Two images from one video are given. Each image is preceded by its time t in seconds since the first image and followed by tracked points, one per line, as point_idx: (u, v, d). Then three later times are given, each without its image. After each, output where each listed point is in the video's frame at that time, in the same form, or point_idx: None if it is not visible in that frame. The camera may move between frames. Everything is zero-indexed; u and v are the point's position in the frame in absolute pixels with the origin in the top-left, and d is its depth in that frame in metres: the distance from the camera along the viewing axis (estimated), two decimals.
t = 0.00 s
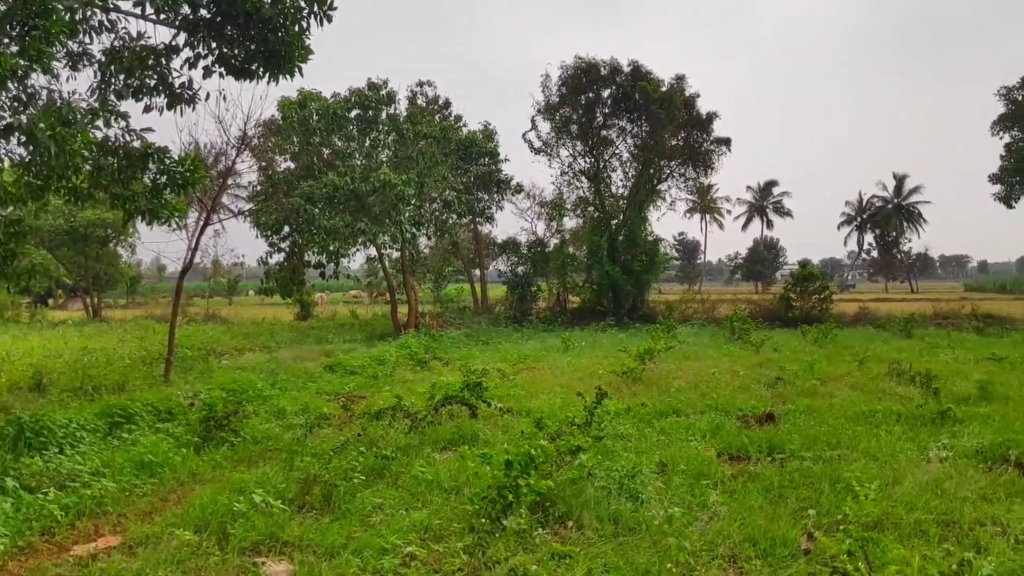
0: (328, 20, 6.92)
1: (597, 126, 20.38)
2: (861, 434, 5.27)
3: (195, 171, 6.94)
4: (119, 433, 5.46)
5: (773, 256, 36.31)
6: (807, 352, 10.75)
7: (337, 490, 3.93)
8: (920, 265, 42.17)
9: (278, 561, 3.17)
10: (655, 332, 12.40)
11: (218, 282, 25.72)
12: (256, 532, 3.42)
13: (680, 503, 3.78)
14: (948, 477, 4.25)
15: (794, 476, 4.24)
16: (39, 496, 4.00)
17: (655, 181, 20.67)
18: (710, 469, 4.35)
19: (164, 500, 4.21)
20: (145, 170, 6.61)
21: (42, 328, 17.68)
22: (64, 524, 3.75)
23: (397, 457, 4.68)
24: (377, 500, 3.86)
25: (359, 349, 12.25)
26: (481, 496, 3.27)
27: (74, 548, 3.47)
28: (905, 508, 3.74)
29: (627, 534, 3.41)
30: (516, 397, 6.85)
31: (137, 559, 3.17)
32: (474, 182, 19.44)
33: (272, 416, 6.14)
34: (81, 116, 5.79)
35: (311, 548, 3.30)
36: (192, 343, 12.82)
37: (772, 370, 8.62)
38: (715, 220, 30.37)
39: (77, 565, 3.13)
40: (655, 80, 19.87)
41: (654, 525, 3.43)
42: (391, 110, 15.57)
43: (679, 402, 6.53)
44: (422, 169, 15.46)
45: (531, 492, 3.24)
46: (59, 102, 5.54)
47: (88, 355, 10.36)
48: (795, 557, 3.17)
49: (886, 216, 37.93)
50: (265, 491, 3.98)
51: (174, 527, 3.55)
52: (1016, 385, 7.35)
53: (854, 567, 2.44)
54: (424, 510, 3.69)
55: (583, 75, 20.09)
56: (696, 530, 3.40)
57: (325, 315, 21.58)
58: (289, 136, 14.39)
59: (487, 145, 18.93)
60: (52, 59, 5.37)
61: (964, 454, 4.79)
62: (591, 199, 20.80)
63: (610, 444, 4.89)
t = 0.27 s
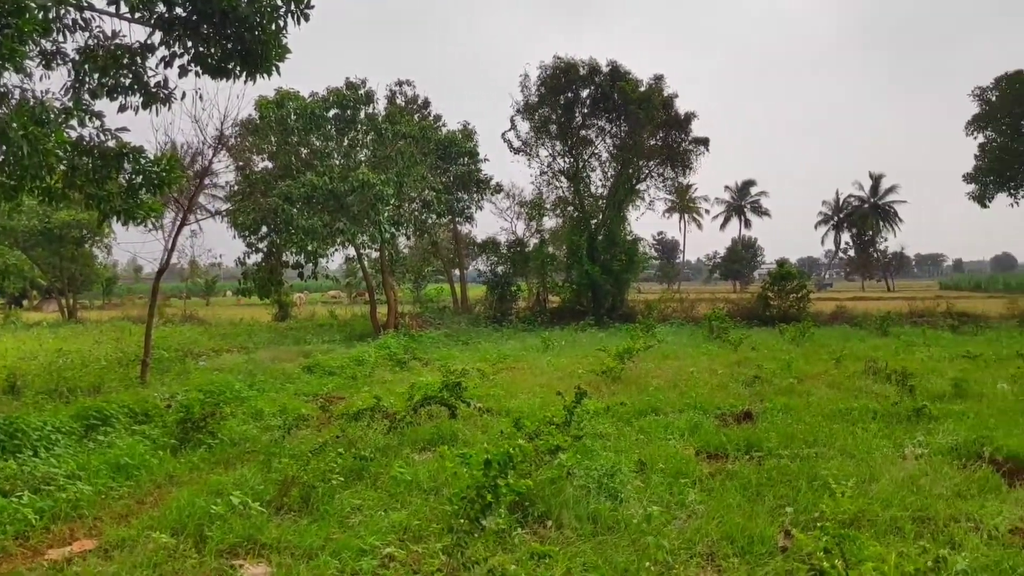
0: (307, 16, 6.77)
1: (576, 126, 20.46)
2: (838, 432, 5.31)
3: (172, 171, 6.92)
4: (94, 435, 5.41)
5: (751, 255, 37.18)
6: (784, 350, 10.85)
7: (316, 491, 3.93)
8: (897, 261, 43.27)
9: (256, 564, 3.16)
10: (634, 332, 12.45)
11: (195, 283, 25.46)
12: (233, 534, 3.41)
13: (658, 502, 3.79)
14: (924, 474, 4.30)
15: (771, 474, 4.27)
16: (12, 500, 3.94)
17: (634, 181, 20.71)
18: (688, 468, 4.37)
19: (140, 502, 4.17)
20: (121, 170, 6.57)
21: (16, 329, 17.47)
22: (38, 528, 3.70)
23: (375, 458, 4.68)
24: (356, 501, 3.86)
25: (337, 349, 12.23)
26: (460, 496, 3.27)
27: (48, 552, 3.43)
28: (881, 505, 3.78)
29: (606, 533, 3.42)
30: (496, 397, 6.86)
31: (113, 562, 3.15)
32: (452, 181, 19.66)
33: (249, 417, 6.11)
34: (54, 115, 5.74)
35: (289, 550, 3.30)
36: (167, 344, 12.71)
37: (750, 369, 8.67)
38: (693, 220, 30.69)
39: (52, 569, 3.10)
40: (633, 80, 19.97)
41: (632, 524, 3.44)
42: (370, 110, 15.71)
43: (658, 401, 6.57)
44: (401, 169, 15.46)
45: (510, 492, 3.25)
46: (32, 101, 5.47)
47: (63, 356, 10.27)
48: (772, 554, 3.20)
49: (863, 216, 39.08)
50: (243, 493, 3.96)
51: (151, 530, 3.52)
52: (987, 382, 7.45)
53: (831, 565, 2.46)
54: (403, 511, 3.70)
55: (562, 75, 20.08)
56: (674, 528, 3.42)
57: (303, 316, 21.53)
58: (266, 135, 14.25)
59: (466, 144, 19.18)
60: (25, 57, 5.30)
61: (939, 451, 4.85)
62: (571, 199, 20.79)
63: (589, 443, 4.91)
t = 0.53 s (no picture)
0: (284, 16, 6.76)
1: (555, 126, 20.41)
2: (814, 429, 5.36)
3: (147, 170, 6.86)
4: (68, 437, 5.36)
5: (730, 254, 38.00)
6: (761, 349, 10.93)
7: (293, 492, 3.91)
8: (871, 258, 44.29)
9: (233, 566, 3.14)
10: (614, 332, 12.47)
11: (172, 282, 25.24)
12: (209, 536, 3.38)
13: (636, 500, 3.81)
14: (898, 471, 4.34)
15: (748, 472, 4.30)
16: None
17: (613, 181, 20.78)
18: (666, 466, 4.40)
19: (116, 504, 4.14)
20: (96, 169, 6.51)
21: None
22: (10, 532, 3.65)
23: (353, 458, 4.67)
24: (333, 502, 3.85)
25: (315, 350, 12.18)
26: (438, 496, 3.27)
27: (21, 556, 3.39)
28: (857, 502, 3.81)
29: (584, 532, 3.43)
30: (475, 397, 6.85)
31: (87, 566, 3.12)
32: (432, 181, 19.69)
33: (226, 418, 6.06)
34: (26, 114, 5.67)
35: (265, 551, 3.29)
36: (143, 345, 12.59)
37: (727, 368, 8.72)
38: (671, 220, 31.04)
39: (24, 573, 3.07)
40: (611, 81, 20.02)
41: (610, 523, 3.45)
42: (347, 109, 15.55)
43: (637, 400, 6.60)
44: (379, 169, 15.35)
45: (489, 492, 3.25)
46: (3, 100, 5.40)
47: (37, 357, 10.18)
48: (748, 551, 3.23)
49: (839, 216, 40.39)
50: (219, 495, 3.94)
51: (126, 532, 3.49)
52: (960, 380, 7.53)
53: (804, 563, 2.48)
54: (381, 512, 3.69)
55: (540, 75, 20.09)
56: (652, 526, 3.44)
57: (281, 316, 21.47)
58: (244, 134, 14.33)
59: (445, 143, 19.21)
60: None
61: (914, 448, 4.90)
62: (550, 199, 20.86)
63: (568, 442, 4.92)
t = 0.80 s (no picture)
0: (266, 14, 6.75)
1: (539, 125, 20.40)
2: (796, 428, 5.39)
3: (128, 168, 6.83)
4: (48, 437, 5.31)
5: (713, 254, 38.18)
6: (743, 348, 10.99)
7: (275, 492, 3.90)
8: (853, 258, 46.36)
9: (213, 566, 3.14)
10: (598, 331, 12.48)
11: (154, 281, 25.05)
12: (190, 536, 3.37)
13: (618, 499, 3.83)
14: (879, 469, 4.37)
15: (730, 470, 4.32)
16: None
17: (596, 181, 20.87)
18: (648, 465, 4.41)
19: (96, 505, 4.10)
20: (76, 167, 6.47)
21: None
22: None
23: (335, 458, 4.66)
24: (315, 502, 3.85)
25: (298, 349, 12.13)
26: (420, 495, 3.27)
27: None
28: (838, 500, 3.83)
29: (567, 530, 3.44)
30: (458, 396, 6.85)
31: (66, 567, 3.10)
32: (415, 180, 19.48)
33: (208, 418, 6.03)
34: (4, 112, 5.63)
35: (247, 551, 3.28)
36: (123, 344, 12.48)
37: (710, 367, 8.76)
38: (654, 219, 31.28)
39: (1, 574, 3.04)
40: (595, 80, 20.06)
41: (593, 521, 3.46)
42: (330, 108, 15.61)
43: (620, 399, 6.62)
44: (362, 168, 15.35)
45: (471, 491, 3.26)
46: None
47: (17, 357, 10.10)
48: (730, 550, 3.24)
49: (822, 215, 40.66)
50: (200, 495, 3.92)
51: (106, 533, 3.47)
52: (940, 379, 7.58)
53: (784, 562, 2.49)
54: (363, 511, 3.70)
55: (524, 74, 20.03)
56: (634, 525, 3.45)
57: (264, 315, 21.39)
58: (225, 132, 14.13)
59: (429, 142, 19.04)
60: None
61: (894, 446, 4.94)
62: (534, 198, 20.93)
63: (550, 441, 4.92)
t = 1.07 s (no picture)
0: (248, 13, 6.76)
1: (524, 125, 20.40)
2: (778, 426, 5.42)
3: (108, 165, 6.83)
4: (26, 438, 5.25)
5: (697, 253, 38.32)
6: (726, 347, 11.06)
7: (257, 492, 3.89)
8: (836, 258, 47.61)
9: (194, 567, 3.12)
10: (582, 330, 12.49)
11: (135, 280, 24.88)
12: (171, 537, 3.36)
13: (601, 498, 3.84)
14: (861, 467, 4.40)
15: (713, 468, 4.34)
16: None
17: (582, 181, 20.92)
18: (631, 464, 4.42)
19: (75, 506, 4.07)
20: (56, 165, 6.45)
21: None
22: None
23: (318, 458, 4.66)
24: (297, 502, 3.84)
25: (281, 349, 12.07)
26: (402, 494, 3.27)
27: None
28: (819, 498, 3.86)
29: (550, 530, 3.44)
30: (442, 396, 6.84)
31: (45, 568, 3.08)
32: (400, 179, 19.61)
33: (190, 418, 6.00)
34: None
35: (228, 552, 3.27)
36: (104, 344, 12.37)
37: (693, 366, 8.80)
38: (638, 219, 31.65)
39: None
40: (579, 80, 20.10)
41: (576, 521, 3.46)
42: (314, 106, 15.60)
43: (604, 398, 6.64)
44: (346, 166, 15.35)
45: (453, 490, 3.26)
46: None
47: None
48: (712, 548, 3.25)
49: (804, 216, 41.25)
50: (182, 496, 3.91)
51: (87, 534, 3.45)
52: (921, 378, 7.63)
53: (766, 562, 2.50)
54: (346, 512, 3.69)
55: (509, 73, 20.07)
56: (617, 524, 3.46)
57: (247, 315, 21.33)
58: (209, 131, 14.00)
59: (413, 141, 19.29)
60: None
61: (875, 445, 4.96)
62: (519, 197, 20.82)
63: (534, 440, 4.94)
